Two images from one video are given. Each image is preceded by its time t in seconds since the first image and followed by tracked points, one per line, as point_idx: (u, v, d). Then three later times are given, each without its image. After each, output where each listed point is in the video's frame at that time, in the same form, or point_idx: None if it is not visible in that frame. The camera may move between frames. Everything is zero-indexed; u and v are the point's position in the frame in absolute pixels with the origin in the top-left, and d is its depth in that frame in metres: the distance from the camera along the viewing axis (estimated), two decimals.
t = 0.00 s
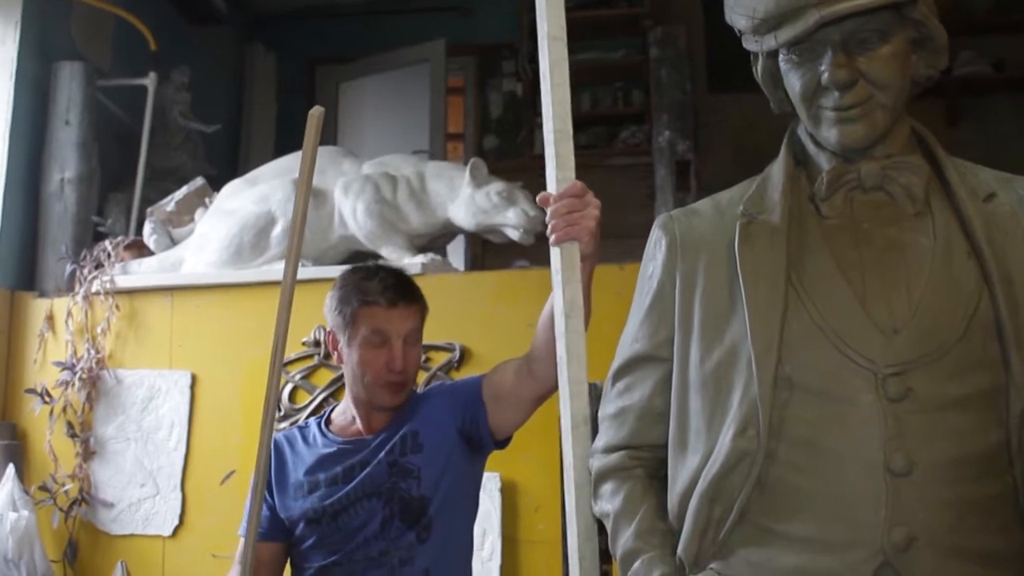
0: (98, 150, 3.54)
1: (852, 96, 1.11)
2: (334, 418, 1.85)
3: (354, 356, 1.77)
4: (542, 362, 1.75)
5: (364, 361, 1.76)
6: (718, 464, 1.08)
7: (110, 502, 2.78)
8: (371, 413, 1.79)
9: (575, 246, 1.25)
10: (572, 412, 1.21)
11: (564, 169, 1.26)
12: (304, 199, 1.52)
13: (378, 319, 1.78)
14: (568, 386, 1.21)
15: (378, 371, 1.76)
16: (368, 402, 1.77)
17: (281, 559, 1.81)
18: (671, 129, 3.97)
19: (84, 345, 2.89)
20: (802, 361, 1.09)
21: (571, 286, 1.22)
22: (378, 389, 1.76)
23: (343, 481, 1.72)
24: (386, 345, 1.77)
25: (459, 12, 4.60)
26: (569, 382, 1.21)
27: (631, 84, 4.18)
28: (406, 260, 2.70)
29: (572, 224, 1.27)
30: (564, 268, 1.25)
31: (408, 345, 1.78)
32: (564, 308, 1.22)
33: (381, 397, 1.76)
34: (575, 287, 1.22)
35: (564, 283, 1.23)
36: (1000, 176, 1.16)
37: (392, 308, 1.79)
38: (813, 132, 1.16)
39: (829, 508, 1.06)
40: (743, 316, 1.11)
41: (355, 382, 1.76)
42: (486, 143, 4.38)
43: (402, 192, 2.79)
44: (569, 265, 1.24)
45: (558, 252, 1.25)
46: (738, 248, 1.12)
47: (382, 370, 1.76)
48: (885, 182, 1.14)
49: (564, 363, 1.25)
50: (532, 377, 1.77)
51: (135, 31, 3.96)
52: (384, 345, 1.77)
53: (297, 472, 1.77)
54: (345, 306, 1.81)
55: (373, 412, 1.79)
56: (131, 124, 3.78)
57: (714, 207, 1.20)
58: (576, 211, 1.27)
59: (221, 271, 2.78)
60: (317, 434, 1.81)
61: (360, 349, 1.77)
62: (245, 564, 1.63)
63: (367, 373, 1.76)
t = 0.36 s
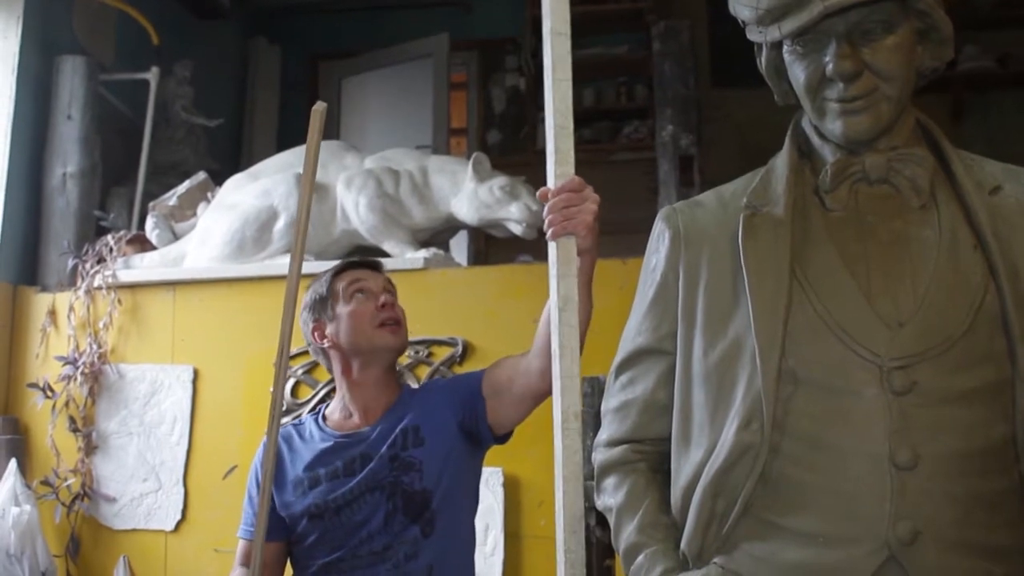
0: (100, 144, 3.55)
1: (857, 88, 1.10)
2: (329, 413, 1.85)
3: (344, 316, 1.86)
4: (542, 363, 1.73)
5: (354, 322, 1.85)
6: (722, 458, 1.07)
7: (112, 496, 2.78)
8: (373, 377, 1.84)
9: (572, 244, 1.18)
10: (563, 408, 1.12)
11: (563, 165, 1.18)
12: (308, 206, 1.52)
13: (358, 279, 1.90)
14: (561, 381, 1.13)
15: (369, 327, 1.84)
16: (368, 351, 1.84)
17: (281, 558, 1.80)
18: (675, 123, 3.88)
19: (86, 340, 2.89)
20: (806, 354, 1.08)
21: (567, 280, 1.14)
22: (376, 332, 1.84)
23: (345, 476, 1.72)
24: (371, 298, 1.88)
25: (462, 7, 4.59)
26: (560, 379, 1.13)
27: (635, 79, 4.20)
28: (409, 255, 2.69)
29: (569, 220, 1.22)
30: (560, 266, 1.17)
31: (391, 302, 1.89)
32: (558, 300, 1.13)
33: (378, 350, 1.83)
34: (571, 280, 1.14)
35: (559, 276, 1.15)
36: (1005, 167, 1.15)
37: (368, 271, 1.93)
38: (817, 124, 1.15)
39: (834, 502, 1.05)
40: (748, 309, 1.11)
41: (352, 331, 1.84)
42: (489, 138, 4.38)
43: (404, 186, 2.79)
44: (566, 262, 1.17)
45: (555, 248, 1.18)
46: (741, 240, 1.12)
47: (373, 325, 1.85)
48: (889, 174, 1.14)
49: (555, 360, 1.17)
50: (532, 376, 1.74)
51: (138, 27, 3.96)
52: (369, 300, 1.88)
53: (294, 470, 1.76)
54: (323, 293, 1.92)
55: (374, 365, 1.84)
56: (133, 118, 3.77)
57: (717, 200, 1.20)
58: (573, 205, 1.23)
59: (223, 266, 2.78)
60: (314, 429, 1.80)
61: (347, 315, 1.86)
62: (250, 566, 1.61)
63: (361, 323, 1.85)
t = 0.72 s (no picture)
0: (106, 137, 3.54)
1: (866, 75, 1.10)
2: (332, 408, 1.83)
3: (345, 307, 1.86)
4: (554, 370, 1.74)
5: (354, 314, 1.85)
6: (731, 449, 1.06)
7: (120, 490, 2.79)
8: (378, 367, 1.83)
9: (593, 253, 1.17)
10: (578, 416, 1.12)
11: (587, 176, 1.18)
12: (308, 182, 1.51)
13: (356, 272, 1.91)
14: (577, 391, 1.12)
15: (370, 317, 1.85)
16: (371, 341, 1.84)
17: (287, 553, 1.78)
18: (682, 114, 3.84)
19: (94, 334, 2.89)
20: (815, 343, 1.08)
21: (587, 290, 1.13)
22: (378, 321, 1.84)
23: (352, 469, 1.71)
24: (371, 289, 1.89)
25: None
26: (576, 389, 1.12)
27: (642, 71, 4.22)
28: (416, 248, 2.68)
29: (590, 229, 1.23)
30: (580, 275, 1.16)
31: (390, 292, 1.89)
32: (577, 309, 1.13)
33: (380, 339, 1.83)
34: (590, 289, 1.14)
35: (579, 286, 1.15)
36: (1016, 155, 1.14)
37: (365, 265, 1.93)
38: (826, 112, 1.14)
39: (844, 493, 1.04)
40: (757, 300, 1.10)
41: (354, 321, 1.84)
42: (495, 131, 4.37)
43: (411, 178, 2.78)
44: (586, 271, 1.16)
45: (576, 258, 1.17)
46: (751, 229, 1.11)
47: (373, 315, 1.85)
48: (899, 163, 1.13)
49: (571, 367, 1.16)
50: (545, 380, 1.75)
51: (143, 21, 3.96)
52: (368, 291, 1.88)
53: (299, 465, 1.75)
54: (322, 288, 1.92)
55: (378, 355, 1.84)
56: (138, 112, 3.77)
57: (725, 188, 1.19)
58: (595, 216, 1.25)
59: (229, 260, 2.78)
60: (319, 423, 1.79)
61: (347, 307, 1.86)
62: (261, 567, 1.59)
63: (362, 314, 1.85)
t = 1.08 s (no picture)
0: (102, 134, 3.54)
1: (864, 68, 1.10)
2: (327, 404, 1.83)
3: (341, 303, 1.85)
4: (554, 378, 1.73)
5: (350, 309, 1.84)
6: (730, 442, 1.06)
7: (117, 487, 2.79)
8: (373, 363, 1.83)
9: (597, 265, 1.20)
10: (584, 429, 1.17)
11: (591, 189, 1.21)
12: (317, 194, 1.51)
13: (352, 268, 1.90)
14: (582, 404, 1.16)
15: (366, 312, 1.84)
16: (367, 337, 1.83)
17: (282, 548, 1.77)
18: (680, 109, 3.84)
19: (90, 331, 2.89)
20: (814, 337, 1.07)
21: (591, 304, 1.16)
22: (373, 317, 1.84)
23: (348, 464, 1.71)
24: (366, 285, 1.88)
25: None
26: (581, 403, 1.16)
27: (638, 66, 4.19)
28: (413, 243, 2.68)
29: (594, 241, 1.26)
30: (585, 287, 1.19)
31: (386, 288, 1.89)
32: (582, 324, 1.16)
33: (376, 335, 1.83)
34: (595, 303, 1.16)
35: (585, 299, 1.18)
36: (1014, 148, 1.14)
37: (360, 261, 1.92)
38: (824, 105, 1.14)
39: (844, 486, 1.04)
40: (755, 292, 1.10)
41: (350, 317, 1.83)
42: (492, 127, 4.37)
43: (408, 174, 2.78)
44: (590, 282, 1.19)
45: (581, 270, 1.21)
46: (749, 222, 1.11)
47: (369, 311, 1.85)
48: (897, 156, 1.13)
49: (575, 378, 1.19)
50: (544, 386, 1.74)
51: (140, 17, 3.96)
52: (364, 287, 1.88)
53: (294, 460, 1.74)
54: (317, 284, 1.91)
55: (374, 351, 1.83)
56: (135, 108, 3.77)
57: (723, 181, 1.19)
58: (598, 228, 1.28)
59: (226, 256, 2.77)
60: (314, 418, 1.79)
61: (343, 302, 1.85)
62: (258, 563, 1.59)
63: (358, 310, 1.84)
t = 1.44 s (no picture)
0: (90, 128, 3.53)
1: (853, 58, 1.10)
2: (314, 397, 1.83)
3: (331, 297, 1.84)
4: (540, 382, 1.73)
5: (340, 303, 1.83)
6: (720, 432, 1.06)
7: (107, 483, 2.79)
8: (362, 359, 1.83)
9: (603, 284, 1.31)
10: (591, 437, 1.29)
11: (597, 207, 1.31)
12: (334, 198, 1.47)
13: (344, 261, 1.89)
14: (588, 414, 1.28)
15: (356, 308, 1.83)
16: (356, 333, 1.83)
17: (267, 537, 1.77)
18: (669, 101, 3.84)
19: (79, 327, 2.88)
20: (804, 326, 1.07)
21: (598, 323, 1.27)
22: (364, 313, 1.83)
23: (337, 459, 1.71)
24: (357, 280, 1.87)
25: None
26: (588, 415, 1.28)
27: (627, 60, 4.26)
28: (403, 237, 2.68)
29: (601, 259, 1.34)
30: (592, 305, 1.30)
31: (377, 284, 1.89)
32: (589, 342, 1.27)
33: (365, 331, 1.82)
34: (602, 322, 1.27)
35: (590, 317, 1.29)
36: (1003, 138, 1.14)
37: (352, 254, 1.91)
38: (813, 95, 1.14)
39: (835, 476, 1.04)
40: (745, 282, 1.10)
41: (340, 312, 1.82)
42: (482, 120, 4.37)
43: (397, 167, 2.77)
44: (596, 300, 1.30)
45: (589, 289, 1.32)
46: (738, 213, 1.11)
47: (359, 306, 1.84)
48: (886, 146, 1.13)
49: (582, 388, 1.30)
50: (531, 391, 1.74)
51: (127, 11, 3.94)
52: (355, 282, 1.87)
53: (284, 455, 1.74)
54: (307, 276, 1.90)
55: (362, 346, 1.83)
56: (122, 103, 3.76)
57: (712, 172, 1.19)
58: (607, 245, 1.35)
59: (214, 250, 2.76)
60: (304, 411, 1.78)
61: (333, 296, 1.84)
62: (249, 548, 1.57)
63: (349, 304, 1.83)
